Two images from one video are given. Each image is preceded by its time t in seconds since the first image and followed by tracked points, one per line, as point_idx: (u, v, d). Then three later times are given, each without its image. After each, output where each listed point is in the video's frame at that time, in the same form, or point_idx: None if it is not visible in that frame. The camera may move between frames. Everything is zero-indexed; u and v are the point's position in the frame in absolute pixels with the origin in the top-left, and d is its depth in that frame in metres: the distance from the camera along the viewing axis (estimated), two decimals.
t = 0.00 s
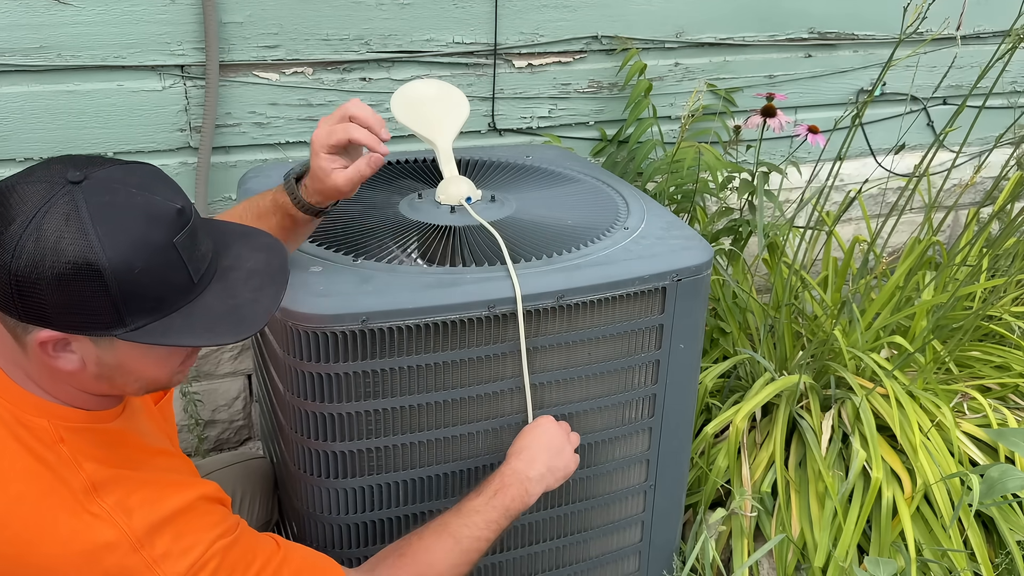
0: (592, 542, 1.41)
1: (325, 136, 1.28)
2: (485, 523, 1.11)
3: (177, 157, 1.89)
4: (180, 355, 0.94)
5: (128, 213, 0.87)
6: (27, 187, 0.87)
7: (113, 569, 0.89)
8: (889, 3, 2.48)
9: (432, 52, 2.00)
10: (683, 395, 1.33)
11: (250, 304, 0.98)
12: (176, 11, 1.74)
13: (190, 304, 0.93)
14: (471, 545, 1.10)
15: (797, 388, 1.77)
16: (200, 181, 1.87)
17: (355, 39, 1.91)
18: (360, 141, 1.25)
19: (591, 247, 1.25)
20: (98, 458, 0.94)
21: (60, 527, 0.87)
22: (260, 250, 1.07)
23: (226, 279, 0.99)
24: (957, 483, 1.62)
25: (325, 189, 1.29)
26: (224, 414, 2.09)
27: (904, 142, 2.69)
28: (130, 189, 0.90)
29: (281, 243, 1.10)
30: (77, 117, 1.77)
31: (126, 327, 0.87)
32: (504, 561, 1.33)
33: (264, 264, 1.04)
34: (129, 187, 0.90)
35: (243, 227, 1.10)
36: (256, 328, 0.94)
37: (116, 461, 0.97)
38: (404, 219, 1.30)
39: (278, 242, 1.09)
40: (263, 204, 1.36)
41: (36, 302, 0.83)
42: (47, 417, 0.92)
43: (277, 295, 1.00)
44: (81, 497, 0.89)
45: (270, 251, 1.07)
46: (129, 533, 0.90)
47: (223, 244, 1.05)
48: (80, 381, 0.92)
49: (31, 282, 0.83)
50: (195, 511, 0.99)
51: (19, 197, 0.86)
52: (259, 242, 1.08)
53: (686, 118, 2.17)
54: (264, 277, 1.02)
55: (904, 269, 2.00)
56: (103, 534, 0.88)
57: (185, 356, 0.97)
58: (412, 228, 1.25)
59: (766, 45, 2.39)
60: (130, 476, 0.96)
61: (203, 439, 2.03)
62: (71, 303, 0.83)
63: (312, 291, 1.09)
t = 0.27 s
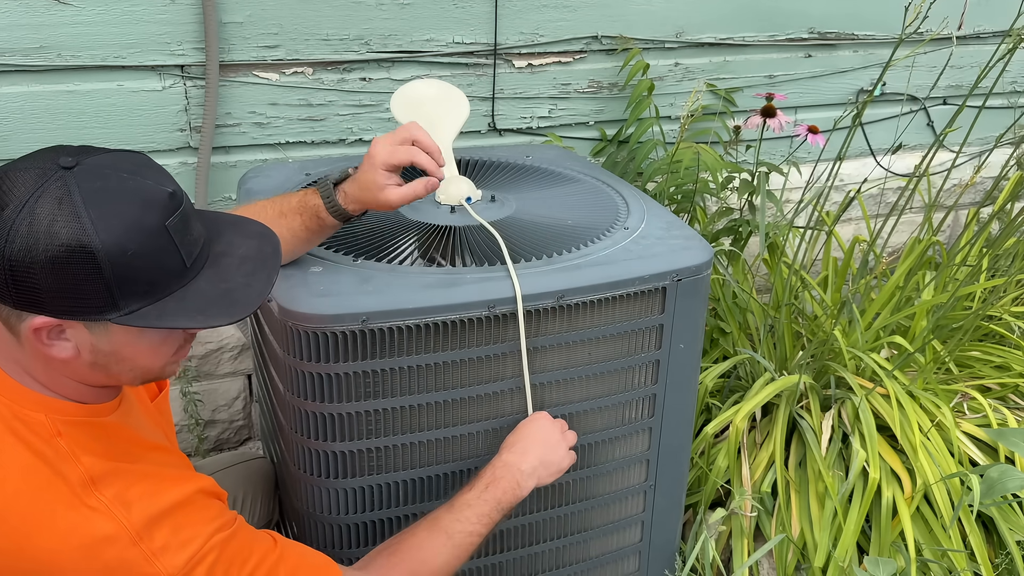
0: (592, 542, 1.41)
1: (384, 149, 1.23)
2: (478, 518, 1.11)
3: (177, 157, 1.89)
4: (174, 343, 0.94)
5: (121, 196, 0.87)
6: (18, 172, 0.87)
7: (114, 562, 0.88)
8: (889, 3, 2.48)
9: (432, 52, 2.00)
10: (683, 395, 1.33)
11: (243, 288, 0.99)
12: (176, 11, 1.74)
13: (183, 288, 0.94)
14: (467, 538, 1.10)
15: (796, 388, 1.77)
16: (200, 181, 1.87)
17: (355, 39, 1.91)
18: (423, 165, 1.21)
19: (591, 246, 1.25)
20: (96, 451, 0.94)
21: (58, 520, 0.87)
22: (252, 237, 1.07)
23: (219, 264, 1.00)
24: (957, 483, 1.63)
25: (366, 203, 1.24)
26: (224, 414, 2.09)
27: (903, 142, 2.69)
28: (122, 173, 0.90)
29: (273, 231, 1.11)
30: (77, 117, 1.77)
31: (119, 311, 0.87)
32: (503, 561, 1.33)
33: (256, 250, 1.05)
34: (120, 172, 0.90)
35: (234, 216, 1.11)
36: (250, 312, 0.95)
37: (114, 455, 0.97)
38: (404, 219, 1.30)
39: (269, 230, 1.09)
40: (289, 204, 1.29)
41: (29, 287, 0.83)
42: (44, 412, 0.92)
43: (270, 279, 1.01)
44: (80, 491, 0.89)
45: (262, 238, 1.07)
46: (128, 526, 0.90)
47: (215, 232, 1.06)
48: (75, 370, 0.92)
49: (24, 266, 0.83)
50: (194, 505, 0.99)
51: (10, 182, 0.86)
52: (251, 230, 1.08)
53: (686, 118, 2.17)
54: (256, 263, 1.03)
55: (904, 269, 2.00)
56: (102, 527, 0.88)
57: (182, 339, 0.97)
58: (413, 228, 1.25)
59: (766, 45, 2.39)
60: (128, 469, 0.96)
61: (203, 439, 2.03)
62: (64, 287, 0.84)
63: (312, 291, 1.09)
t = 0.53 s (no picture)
0: (592, 542, 1.41)
1: (407, 173, 1.21)
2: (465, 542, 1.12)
3: (177, 157, 1.89)
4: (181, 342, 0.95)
5: (127, 198, 0.87)
6: (24, 177, 0.87)
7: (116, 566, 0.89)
8: (889, 3, 2.49)
9: (432, 52, 2.00)
10: (682, 395, 1.33)
11: (249, 288, 0.99)
12: (176, 11, 1.74)
13: (190, 288, 0.93)
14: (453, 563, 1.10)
15: (796, 388, 1.77)
16: (200, 181, 1.87)
17: (355, 39, 1.91)
18: (443, 198, 1.20)
19: (591, 247, 1.25)
20: (101, 454, 0.95)
21: (63, 523, 0.87)
22: (256, 237, 1.07)
23: (225, 265, 1.00)
24: (957, 483, 1.63)
25: (375, 220, 1.22)
26: (224, 414, 2.09)
27: (903, 142, 2.69)
28: (127, 175, 0.90)
29: (277, 230, 1.11)
30: (78, 117, 1.77)
31: (128, 313, 0.88)
32: (504, 561, 1.33)
33: (261, 249, 1.05)
34: (127, 174, 0.90)
35: (237, 216, 1.10)
36: (258, 311, 0.95)
37: (118, 458, 0.97)
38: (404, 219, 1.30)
39: (272, 228, 1.09)
40: (292, 211, 1.27)
41: (38, 291, 0.84)
42: (50, 413, 0.92)
43: (276, 278, 1.01)
44: (85, 494, 0.90)
45: (267, 237, 1.07)
46: (131, 530, 0.91)
47: (219, 232, 1.05)
48: (81, 372, 0.93)
49: (32, 270, 0.83)
50: (196, 511, 1.00)
51: (16, 186, 0.86)
52: (255, 229, 1.08)
53: (686, 118, 2.17)
54: (262, 262, 1.03)
55: (904, 269, 2.00)
56: (107, 531, 0.89)
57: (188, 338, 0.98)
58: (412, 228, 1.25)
59: (766, 45, 2.39)
60: (133, 474, 0.97)
61: (203, 439, 2.03)
62: (73, 289, 0.84)
63: (312, 291, 1.09)
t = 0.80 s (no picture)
0: (592, 542, 1.41)
1: (405, 161, 1.22)
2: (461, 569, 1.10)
3: (177, 157, 1.89)
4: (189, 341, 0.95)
5: (137, 198, 0.87)
6: (33, 176, 0.86)
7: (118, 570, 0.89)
8: (889, 4, 2.49)
9: (432, 52, 2.00)
10: (682, 395, 1.33)
11: (258, 287, 0.99)
12: (176, 11, 1.74)
13: (199, 288, 0.93)
14: None
15: (796, 388, 1.77)
16: (200, 181, 1.87)
17: (355, 39, 1.91)
18: (440, 182, 1.20)
19: (591, 246, 1.25)
20: (106, 455, 0.95)
21: (67, 525, 0.87)
22: (264, 236, 1.07)
23: (232, 264, 1.00)
24: (957, 483, 1.63)
25: (375, 210, 1.23)
26: (224, 414, 2.09)
27: (903, 142, 2.69)
28: (137, 175, 0.90)
29: (283, 231, 1.11)
30: (78, 117, 1.77)
31: (137, 313, 0.88)
32: (504, 561, 1.33)
33: (268, 249, 1.05)
34: (135, 174, 0.90)
35: (242, 215, 1.10)
36: (266, 311, 0.95)
37: (123, 459, 0.97)
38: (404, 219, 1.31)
39: (279, 228, 1.09)
40: (291, 207, 1.28)
41: (48, 291, 0.84)
42: (55, 414, 0.93)
43: (284, 278, 1.01)
44: (90, 496, 0.90)
45: (274, 237, 1.07)
46: (134, 534, 0.91)
47: (226, 232, 1.05)
48: (89, 372, 0.93)
49: (42, 270, 0.83)
50: (198, 517, 1.00)
51: (25, 186, 0.86)
52: (261, 229, 1.08)
53: (686, 117, 2.17)
54: (269, 262, 1.03)
55: (904, 269, 2.00)
56: (110, 535, 0.89)
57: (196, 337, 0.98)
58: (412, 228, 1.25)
59: (766, 45, 2.39)
60: (137, 475, 0.97)
61: (203, 439, 2.03)
62: (83, 289, 0.84)
63: (312, 291, 1.09)
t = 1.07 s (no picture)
0: (591, 542, 1.41)
1: (411, 163, 1.22)
2: None
3: (177, 157, 1.89)
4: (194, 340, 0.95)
5: (145, 200, 0.87)
6: (40, 177, 0.86)
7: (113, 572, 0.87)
8: (889, 4, 2.49)
9: (432, 52, 2.00)
10: (682, 395, 1.33)
11: (263, 288, 0.99)
12: (176, 11, 1.74)
13: (205, 289, 0.93)
14: None
15: (796, 388, 1.77)
16: (200, 182, 1.87)
17: (355, 39, 1.91)
18: (447, 186, 1.20)
19: (591, 246, 1.25)
20: (105, 453, 0.95)
21: (65, 521, 0.86)
22: (267, 237, 1.07)
23: (237, 264, 1.00)
24: (957, 483, 1.63)
25: (374, 210, 1.22)
26: (224, 414, 2.09)
27: (903, 142, 2.69)
28: (145, 176, 0.90)
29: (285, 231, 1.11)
30: (78, 117, 1.77)
31: (144, 314, 0.88)
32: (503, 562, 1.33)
33: (272, 249, 1.05)
34: (142, 175, 0.90)
35: (245, 215, 1.10)
36: (272, 312, 0.95)
37: (122, 457, 0.97)
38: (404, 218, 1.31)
39: (282, 229, 1.09)
40: (293, 208, 1.26)
41: (56, 292, 0.83)
42: (52, 409, 0.93)
43: (289, 279, 1.01)
44: (88, 492, 0.90)
45: (278, 238, 1.07)
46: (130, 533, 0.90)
47: (229, 232, 1.05)
48: (92, 371, 0.93)
49: (50, 271, 0.83)
50: (192, 520, 0.99)
51: (32, 186, 0.85)
52: (264, 229, 1.08)
53: (686, 117, 2.17)
54: (274, 262, 1.03)
55: (904, 269, 2.00)
56: (107, 532, 0.88)
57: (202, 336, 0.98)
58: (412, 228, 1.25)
59: (766, 45, 2.39)
60: (134, 474, 0.97)
61: (202, 439, 2.03)
62: (91, 290, 0.84)
63: (312, 291, 1.09)
